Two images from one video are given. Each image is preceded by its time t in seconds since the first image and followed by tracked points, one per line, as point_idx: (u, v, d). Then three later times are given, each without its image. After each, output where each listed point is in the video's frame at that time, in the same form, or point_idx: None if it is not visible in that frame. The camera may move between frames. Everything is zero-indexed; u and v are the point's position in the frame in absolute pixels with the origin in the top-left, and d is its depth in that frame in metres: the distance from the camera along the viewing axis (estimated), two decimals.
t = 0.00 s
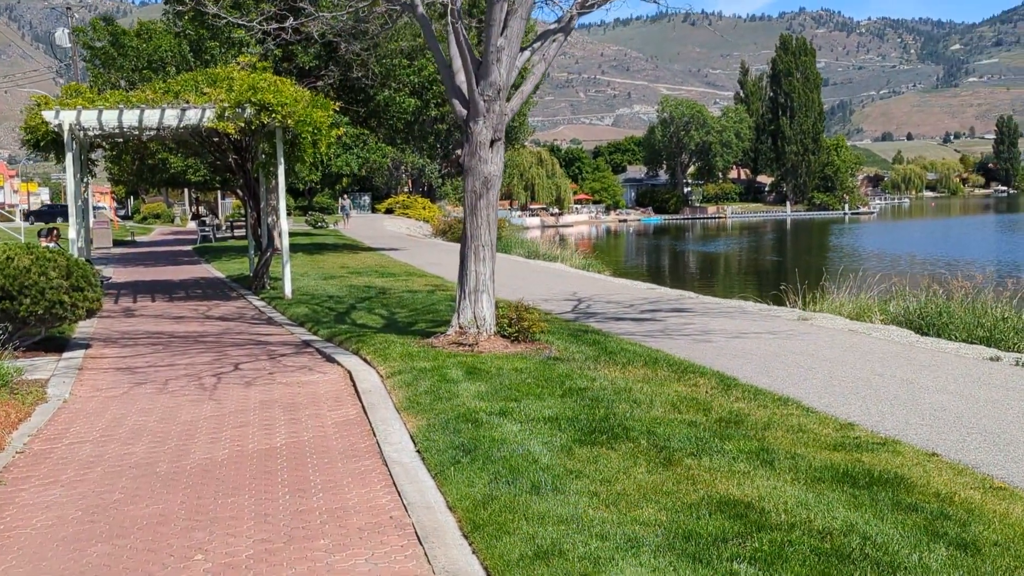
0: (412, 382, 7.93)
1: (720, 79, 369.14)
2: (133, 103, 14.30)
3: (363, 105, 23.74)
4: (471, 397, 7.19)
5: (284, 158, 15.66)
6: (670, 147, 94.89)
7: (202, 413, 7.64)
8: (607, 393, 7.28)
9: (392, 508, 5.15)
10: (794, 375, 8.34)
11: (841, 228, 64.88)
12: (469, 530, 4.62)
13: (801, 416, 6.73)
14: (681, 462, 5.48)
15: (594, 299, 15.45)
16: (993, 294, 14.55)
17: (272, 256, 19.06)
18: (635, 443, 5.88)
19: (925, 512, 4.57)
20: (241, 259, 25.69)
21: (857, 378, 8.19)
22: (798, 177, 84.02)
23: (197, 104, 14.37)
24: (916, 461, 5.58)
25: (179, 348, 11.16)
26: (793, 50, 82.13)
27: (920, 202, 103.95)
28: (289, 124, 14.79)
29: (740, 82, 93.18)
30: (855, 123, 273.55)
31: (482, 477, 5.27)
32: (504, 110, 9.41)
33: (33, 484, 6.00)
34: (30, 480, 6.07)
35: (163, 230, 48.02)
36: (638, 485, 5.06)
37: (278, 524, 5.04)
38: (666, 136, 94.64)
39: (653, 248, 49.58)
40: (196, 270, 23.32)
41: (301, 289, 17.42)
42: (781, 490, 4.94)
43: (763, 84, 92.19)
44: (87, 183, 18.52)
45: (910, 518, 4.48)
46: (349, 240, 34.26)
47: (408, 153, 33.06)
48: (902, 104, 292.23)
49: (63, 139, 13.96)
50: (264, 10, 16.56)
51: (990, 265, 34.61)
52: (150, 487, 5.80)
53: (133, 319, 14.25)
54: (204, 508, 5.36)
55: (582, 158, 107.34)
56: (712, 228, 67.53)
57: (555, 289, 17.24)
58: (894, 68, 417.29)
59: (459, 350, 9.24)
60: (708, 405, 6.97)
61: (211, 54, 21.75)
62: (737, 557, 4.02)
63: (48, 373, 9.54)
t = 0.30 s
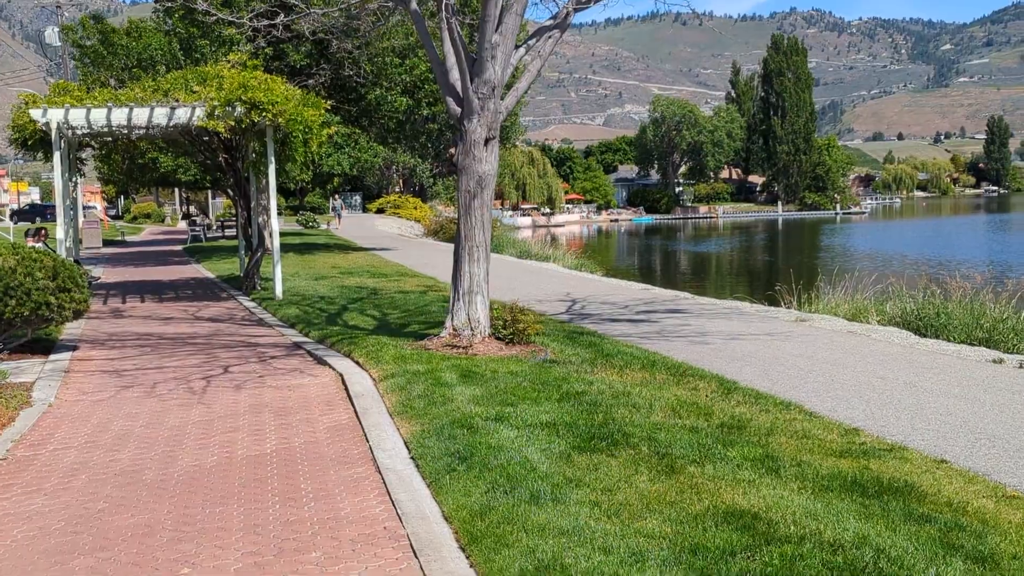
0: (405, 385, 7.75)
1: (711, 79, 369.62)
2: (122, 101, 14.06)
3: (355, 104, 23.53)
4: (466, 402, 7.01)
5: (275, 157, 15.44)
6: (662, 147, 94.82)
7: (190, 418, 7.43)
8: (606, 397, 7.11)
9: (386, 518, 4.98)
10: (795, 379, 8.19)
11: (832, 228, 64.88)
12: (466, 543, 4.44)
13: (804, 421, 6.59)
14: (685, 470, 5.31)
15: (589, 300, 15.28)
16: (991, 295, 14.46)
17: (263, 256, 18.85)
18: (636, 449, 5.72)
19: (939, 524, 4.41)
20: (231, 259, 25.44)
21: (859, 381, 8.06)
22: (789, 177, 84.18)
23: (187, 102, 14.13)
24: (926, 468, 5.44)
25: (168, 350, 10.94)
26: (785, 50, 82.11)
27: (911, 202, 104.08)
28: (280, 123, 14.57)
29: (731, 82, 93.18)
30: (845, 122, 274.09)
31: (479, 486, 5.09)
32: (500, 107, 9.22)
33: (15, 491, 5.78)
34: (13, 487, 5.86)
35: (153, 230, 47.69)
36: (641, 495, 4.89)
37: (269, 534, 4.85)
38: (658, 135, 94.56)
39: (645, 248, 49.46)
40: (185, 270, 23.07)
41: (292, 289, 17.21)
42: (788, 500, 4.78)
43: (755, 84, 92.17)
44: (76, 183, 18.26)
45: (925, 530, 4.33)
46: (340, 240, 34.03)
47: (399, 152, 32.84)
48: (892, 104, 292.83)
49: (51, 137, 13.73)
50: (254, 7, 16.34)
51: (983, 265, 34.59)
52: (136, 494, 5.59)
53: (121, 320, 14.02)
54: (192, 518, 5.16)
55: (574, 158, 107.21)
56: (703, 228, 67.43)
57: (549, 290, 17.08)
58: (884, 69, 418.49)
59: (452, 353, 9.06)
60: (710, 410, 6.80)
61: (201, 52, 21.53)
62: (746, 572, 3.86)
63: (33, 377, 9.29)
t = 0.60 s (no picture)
0: (407, 393, 7.60)
1: (708, 80, 369.56)
2: (118, 103, 13.89)
3: (353, 105, 23.38)
4: (469, 410, 6.85)
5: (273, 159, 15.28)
6: (660, 148, 94.68)
7: (187, 426, 7.26)
8: (612, 405, 6.97)
9: (388, 533, 4.83)
10: (802, 387, 8.05)
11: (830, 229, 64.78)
12: (471, 560, 4.29)
13: (815, 431, 6.46)
14: (695, 482, 5.17)
15: (590, 304, 15.12)
16: (997, 298, 14.34)
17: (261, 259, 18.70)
18: (646, 460, 5.57)
19: (963, 541, 4.27)
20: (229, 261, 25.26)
21: (868, 388, 7.92)
22: (788, 178, 84.32)
23: (184, 103, 13.96)
24: (943, 480, 5.30)
25: (166, 355, 10.77)
26: (783, 50, 81.98)
27: (909, 203, 103.99)
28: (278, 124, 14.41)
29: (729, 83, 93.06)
30: (843, 123, 274.12)
31: (484, 500, 4.93)
32: (502, 109, 9.07)
33: (7, 501, 5.62)
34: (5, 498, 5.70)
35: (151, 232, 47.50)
36: (651, 509, 4.74)
37: (267, 551, 4.69)
38: (656, 136, 94.41)
39: (643, 249, 49.30)
40: (183, 272, 22.92)
41: (290, 292, 17.07)
42: (804, 514, 4.63)
43: (754, 85, 92.04)
44: (72, 185, 18.10)
45: (946, 547, 4.19)
46: (339, 241, 33.88)
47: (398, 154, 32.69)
48: (889, 104, 292.84)
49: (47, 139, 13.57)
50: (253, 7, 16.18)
51: (984, 266, 34.46)
52: (131, 508, 5.42)
53: (118, 324, 13.84)
54: (189, 533, 5.00)
55: (571, 159, 107.10)
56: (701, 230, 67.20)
57: (549, 293, 16.94)
58: (882, 69, 418.63)
59: (453, 359, 8.90)
60: (718, 419, 6.66)
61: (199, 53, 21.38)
62: None
63: (28, 383, 9.12)
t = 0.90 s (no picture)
0: (412, 395, 7.46)
1: (707, 80, 369.44)
2: (118, 101, 13.73)
3: (354, 104, 23.25)
4: (476, 413, 6.72)
5: (274, 159, 15.13)
6: (660, 148, 94.60)
7: (188, 430, 7.13)
8: (622, 408, 6.83)
9: (396, 542, 4.68)
10: (814, 389, 7.91)
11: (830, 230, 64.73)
12: (484, 570, 4.15)
13: (831, 434, 6.33)
14: (712, 488, 5.03)
15: (594, 304, 15.00)
16: (1004, 298, 14.24)
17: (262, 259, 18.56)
18: (660, 465, 5.44)
19: (993, 550, 4.13)
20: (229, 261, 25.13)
21: (881, 390, 7.79)
22: (787, 178, 84.48)
23: (184, 102, 13.80)
24: (965, 485, 5.17)
25: (165, 357, 10.63)
26: (783, 50, 81.86)
27: (908, 203, 103.95)
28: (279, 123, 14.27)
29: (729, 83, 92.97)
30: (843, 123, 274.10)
31: (496, 507, 4.79)
32: (507, 107, 8.92)
33: (3, 508, 5.48)
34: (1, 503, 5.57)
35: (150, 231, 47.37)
36: (667, 516, 4.60)
37: (270, 560, 4.55)
38: (656, 137, 94.32)
39: (643, 250, 49.20)
40: (183, 272, 22.80)
41: (291, 293, 16.94)
42: (826, 523, 4.49)
43: (754, 85, 91.96)
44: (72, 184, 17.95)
45: (976, 558, 4.05)
46: (339, 241, 33.75)
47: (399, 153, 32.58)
48: (888, 104, 292.74)
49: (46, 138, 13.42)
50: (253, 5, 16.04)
51: (984, 266, 34.42)
52: (131, 515, 5.28)
53: (118, 325, 13.71)
54: (190, 541, 4.86)
55: (571, 159, 107.02)
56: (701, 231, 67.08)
57: (553, 293, 16.82)
58: (881, 69, 418.60)
59: (459, 361, 8.76)
60: (731, 422, 6.52)
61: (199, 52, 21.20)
62: None
63: (26, 386, 8.98)
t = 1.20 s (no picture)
0: (423, 401, 7.32)
1: (708, 81, 369.35)
2: (120, 101, 13.59)
3: (358, 104, 23.11)
4: (490, 420, 6.57)
5: (278, 159, 14.99)
6: (661, 149, 94.52)
7: (193, 436, 6.98)
8: (638, 414, 6.67)
9: (412, 556, 4.53)
10: (833, 395, 7.76)
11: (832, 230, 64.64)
12: None
13: (854, 442, 6.18)
14: (737, 500, 4.88)
15: (602, 306, 14.85)
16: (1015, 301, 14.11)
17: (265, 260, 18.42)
18: (682, 475, 5.29)
19: None
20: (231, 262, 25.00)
21: (900, 395, 7.64)
22: (788, 179, 84.26)
23: (187, 101, 13.66)
24: (996, 496, 5.01)
25: (168, 360, 10.49)
26: (784, 51, 81.74)
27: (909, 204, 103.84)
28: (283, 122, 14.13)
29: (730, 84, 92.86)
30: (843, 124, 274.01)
31: (515, 520, 4.65)
32: (518, 106, 8.79)
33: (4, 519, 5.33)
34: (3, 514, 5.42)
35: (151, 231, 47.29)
36: (692, 530, 4.46)
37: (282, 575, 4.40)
38: (657, 137, 94.23)
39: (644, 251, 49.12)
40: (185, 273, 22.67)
41: (295, 294, 16.81)
42: (858, 539, 4.34)
43: (754, 86, 91.81)
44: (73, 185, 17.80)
45: None
46: (341, 242, 33.61)
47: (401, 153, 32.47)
48: (889, 105, 292.63)
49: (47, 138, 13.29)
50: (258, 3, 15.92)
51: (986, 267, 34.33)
52: (137, 526, 5.14)
53: (120, 327, 13.57)
54: (197, 555, 4.70)
55: (572, 160, 106.93)
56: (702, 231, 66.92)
57: (559, 294, 16.69)
58: (882, 70, 418.46)
59: (470, 365, 8.62)
60: (751, 429, 6.38)
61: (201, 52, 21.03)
62: None
63: (27, 390, 8.84)
